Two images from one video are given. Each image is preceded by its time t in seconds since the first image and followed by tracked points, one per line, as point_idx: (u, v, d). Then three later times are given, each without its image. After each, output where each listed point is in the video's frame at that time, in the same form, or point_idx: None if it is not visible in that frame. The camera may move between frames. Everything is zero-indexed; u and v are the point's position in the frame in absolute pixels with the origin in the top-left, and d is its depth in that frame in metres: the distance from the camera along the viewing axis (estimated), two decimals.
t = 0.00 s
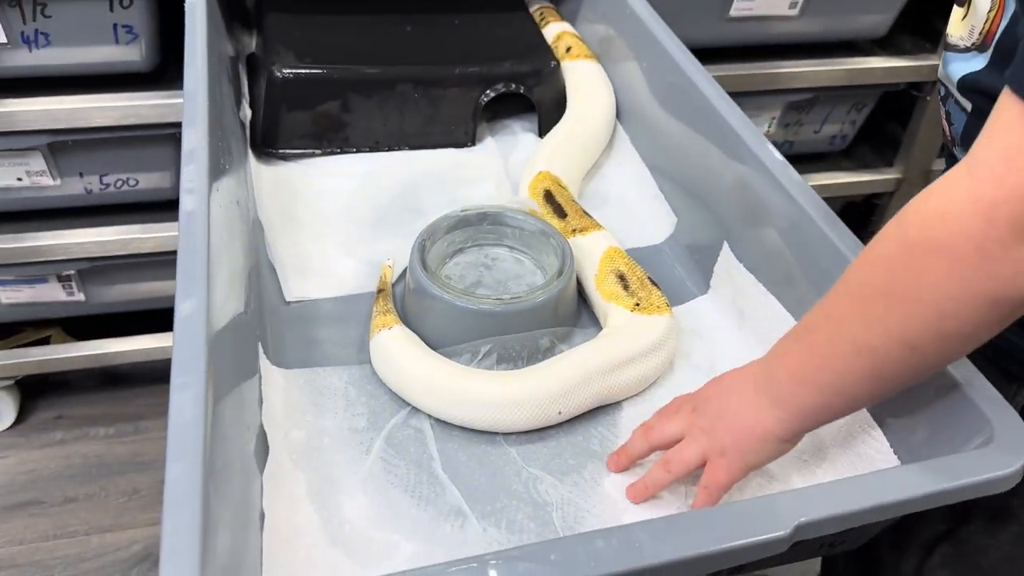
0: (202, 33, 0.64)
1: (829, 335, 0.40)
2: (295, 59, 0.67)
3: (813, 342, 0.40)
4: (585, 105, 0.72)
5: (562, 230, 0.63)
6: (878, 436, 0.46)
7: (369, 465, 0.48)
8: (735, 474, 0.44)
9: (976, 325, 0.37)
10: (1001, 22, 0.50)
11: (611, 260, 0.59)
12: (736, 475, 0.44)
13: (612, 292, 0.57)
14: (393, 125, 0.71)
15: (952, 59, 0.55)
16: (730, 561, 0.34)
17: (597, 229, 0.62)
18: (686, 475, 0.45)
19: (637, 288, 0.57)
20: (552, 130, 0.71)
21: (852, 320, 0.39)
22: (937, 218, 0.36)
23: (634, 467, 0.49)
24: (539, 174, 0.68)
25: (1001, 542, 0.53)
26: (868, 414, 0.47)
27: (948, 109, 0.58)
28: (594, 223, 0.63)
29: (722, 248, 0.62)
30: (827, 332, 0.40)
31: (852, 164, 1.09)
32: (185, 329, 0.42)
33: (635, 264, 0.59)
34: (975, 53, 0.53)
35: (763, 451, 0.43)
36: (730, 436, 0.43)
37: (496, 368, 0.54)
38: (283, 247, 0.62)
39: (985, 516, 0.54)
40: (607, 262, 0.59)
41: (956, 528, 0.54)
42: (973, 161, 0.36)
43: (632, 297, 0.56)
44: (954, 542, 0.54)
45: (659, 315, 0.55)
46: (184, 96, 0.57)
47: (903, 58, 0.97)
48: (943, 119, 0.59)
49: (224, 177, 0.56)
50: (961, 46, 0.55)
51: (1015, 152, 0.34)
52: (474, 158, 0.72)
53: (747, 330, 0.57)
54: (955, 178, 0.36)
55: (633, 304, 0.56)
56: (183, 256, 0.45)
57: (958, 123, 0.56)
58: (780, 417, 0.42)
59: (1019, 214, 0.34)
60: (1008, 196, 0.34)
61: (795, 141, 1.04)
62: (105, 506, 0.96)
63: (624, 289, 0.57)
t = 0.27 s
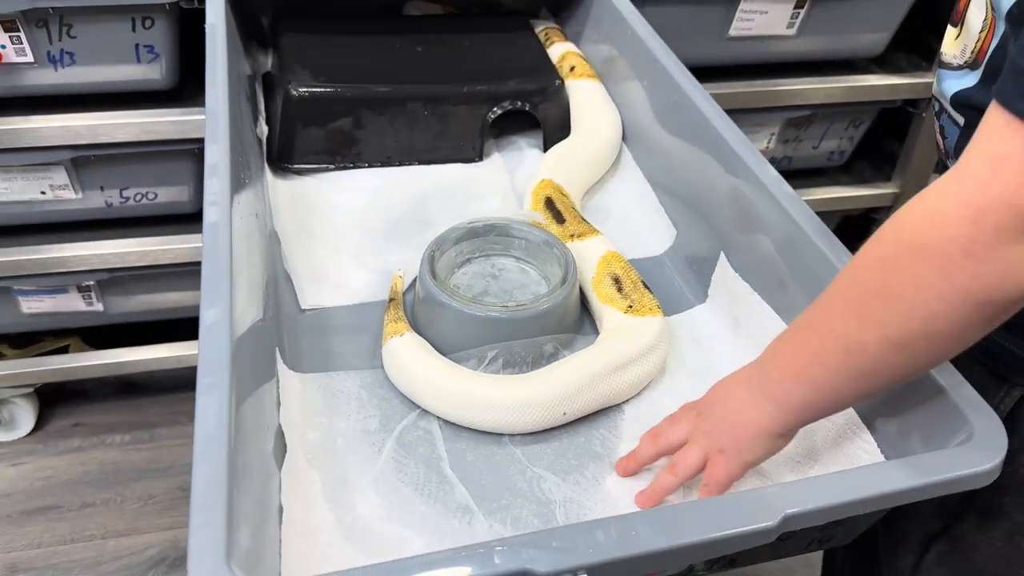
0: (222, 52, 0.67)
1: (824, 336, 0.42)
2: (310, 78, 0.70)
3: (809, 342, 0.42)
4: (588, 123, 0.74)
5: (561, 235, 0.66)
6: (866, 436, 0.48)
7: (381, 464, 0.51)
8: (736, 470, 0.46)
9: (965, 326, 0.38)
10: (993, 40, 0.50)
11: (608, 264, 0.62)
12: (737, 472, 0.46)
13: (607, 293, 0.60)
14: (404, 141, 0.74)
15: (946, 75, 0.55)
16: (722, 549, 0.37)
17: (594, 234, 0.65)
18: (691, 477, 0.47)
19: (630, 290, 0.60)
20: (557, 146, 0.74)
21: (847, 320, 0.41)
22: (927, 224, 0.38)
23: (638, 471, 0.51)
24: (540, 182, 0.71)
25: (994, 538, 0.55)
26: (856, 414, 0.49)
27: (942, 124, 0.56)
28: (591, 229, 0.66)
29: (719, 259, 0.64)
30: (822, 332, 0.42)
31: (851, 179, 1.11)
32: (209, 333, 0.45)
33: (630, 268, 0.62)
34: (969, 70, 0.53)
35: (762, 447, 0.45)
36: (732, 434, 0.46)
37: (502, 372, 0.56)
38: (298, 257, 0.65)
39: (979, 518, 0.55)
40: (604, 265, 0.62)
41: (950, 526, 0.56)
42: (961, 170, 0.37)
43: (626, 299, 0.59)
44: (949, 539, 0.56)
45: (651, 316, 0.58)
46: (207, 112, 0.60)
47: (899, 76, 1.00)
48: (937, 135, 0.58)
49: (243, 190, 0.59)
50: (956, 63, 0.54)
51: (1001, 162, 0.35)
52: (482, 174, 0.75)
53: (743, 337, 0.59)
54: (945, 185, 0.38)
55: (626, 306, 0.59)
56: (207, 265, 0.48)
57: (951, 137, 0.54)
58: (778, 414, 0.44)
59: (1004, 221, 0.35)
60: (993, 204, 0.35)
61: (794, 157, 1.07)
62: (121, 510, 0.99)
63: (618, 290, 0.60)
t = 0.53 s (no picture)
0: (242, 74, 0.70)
1: (849, 335, 0.43)
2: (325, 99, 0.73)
3: (835, 341, 0.44)
4: (593, 142, 0.77)
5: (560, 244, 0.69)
6: (858, 440, 0.50)
7: (393, 468, 0.53)
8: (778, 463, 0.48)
9: (980, 326, 0.39)
10: (982, 65, 0.51)
11: (605, 271, 0.65)
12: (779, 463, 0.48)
13: (604, 298, 0.63)
14: (415, 159, 0.76)
15: (938, 100, 0.56)
16: (718, 546, 0.38)
17: (592, 244, 0.68)
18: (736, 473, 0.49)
19: (626, 296, 0.63)
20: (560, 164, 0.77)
21: (868, 320, 0.42)
22: (936, 228, 0.38)
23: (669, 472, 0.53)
24: (541, 193, 0.73)
25: (989, 541, 0.55)
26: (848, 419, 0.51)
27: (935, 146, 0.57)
28: (590, 238, 0.69)
29: (718, 273, 0.67)
30: (847, 331, 0.43)
31: (851, 197, 1.14)
32: (232, 345, 0.47)
33: (627, 275, 0.65)
34: (958, 94, 0.54)
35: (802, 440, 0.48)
36: (770, 430, 0.48)
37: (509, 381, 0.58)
38: (313, 271, 0.67)
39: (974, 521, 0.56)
40: (602, 272, 0.65)
41: (947, 529, 0.57)
42: (969, 176, 0.38)
43: (621, 304, 0.62)
44: (946, 542, 0.57)
45: (646, 321, 0.61)
46: (228, 133, 0.62)
47: (898, 96, 1.02)
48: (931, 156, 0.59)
49: (262, 207, 0.62)
50: (946, 89, 0.56)
51: (1004, 169, 0.36)
52: (490, 191, 0.78)
53: (741, 348, 0.61)
54: (955, 189, 0.38)
55: (622, 311, 0.62)
56: (229, 280, 0.51)
57: (943, 156, 0.55)
58: (813, 410, 0.46)
59: (1007, 226, 0.36)
60: (996, 209, 0.36)
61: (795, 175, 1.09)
62: (136, 519, 1.01)
63: (614, 295, 0.63)
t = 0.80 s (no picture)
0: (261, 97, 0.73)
1: (844, 344, 0.46)
2: (340, 122, 0.76)
3: (830, 350, 0.47)
4: (599, 162, 0.79)
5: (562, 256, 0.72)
6: (851, 448, 0.52)
7: (405, 475, 0.55)
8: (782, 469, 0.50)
9: (964, 329, 0.42)
10: (965, 88, 0.55)
11: (607, 282, 0.68)
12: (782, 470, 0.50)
13: (605, 307, 0.66)
14: (426, 179, 0.79)
15: (925, 121, 0.59)
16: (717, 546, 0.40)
17: (594, 256, 0.71)
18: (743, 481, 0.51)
19: (625, 305, 0.66)
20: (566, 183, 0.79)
21: (860, 328, 0.45)
22: (919, 240, 0.41)
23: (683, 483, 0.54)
24: (545, 207, 0.76)
25: (980, 548, 0.60)
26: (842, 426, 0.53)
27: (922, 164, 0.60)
28: (591, 251, 0.72)
29: (719, 289, 0.69)
30: (840, 341, 0.46)
31: (852, 216, 1.16)
32: (254, 357, 0.49)
33: (628, 285, 0.68)
34: (943, 115, 0.57)
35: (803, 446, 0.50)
36: (771, 438, 0.50)
37: (517, 392, 0.61)
38: (328, 286, 0.70)
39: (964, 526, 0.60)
40: (603, 283, 0.68)
41: (939, 536, 0.61)
42: (948, 190, 0.41)
43: (621, 313, 0.65)
44: (938, 548, 0.62)
45: (644, 329, 0.63)
46: (248, 155, 0.65)
47: (897, 117, 1.04)
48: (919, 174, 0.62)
49: (281, 224, 0.64)
50: (933, 110, 0.59)
51: (980, 183, 0.39)
52: (499, 210, 0.80)
53: (742, 361, 0.63)
54: (935, 203, 0.41)
55: (621, 319, 0.64)
56: (251, 295, 0.53)
57: (930, 176, 0.58)
58: (812, 416, 0.48)
59: (985, 235, 0.39)
60: (974, 220, 0.39)
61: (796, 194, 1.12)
62: (152, 530, 1.04)
63: (615, 304, 0.66)
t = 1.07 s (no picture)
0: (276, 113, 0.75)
1: (819, 335, 0.47)
2: (351, 136, 0.78)
3: (807, 339, 0.48)
4: (603, 176, 0.81)
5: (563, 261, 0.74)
6: (846, 452, 0.54)
7: (414, 478, 0.57)
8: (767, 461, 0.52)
9: (933, 315, 0.43)
10: (951, 92, 0.57)
11: (607, 287, 0.70)
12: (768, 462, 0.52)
13: (604, 310, 0.68)
14: (434, 192, 0.81)
15: (913, 128, 0.61)
16: (714, 543, 0.42)
17: (594, 262, 0.73)
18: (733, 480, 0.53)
19: (624, 309, 0.68)
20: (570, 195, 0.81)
21: (834, 318, 0.46)
22: (889, 228, 0.42)
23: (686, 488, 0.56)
24: (546, 216, 0.78)
25: (974, 552, 0.61)
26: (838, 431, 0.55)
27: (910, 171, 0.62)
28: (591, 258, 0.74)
29: (719, 299, 0.71)
30: (815, 330, 0.47)
31: (853, 228, 1.18)
32: (270, 363, 0.51)
33: (627, 290, 0.70)
34: (931, 120, 0.59)
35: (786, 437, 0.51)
36: (755, 431, 0.52)
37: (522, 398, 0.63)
38: (339, 296, 0.72)
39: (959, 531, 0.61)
40: (603, 288, 0.70)
41: (934, 541, 0.63)
42: (920, 176, 0.42)
43: (619, 316, 0.67)
44: (933, 552, 0.63)
45: (641, 332, 0.65)
46: (263, 168, 0.68)
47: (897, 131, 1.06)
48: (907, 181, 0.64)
49: (294, 235, 0.66)
50: (919, 118, 0.61)
51: (945, 170, 0.40)
52: (505, 222, 0.82)
53: (742, 369, 0.65)
54: (903, 191, 0.42)
55: (619, 322, 0.66)
56: (266, 304, 0.55)
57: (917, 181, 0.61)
58: (792, 407, 0.50)
59: (951, 220, 0.40)
60: (942, 206, 0.40)
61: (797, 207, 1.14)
62: (163, 537, 1.05)
63: (614, 308, 0.68)
